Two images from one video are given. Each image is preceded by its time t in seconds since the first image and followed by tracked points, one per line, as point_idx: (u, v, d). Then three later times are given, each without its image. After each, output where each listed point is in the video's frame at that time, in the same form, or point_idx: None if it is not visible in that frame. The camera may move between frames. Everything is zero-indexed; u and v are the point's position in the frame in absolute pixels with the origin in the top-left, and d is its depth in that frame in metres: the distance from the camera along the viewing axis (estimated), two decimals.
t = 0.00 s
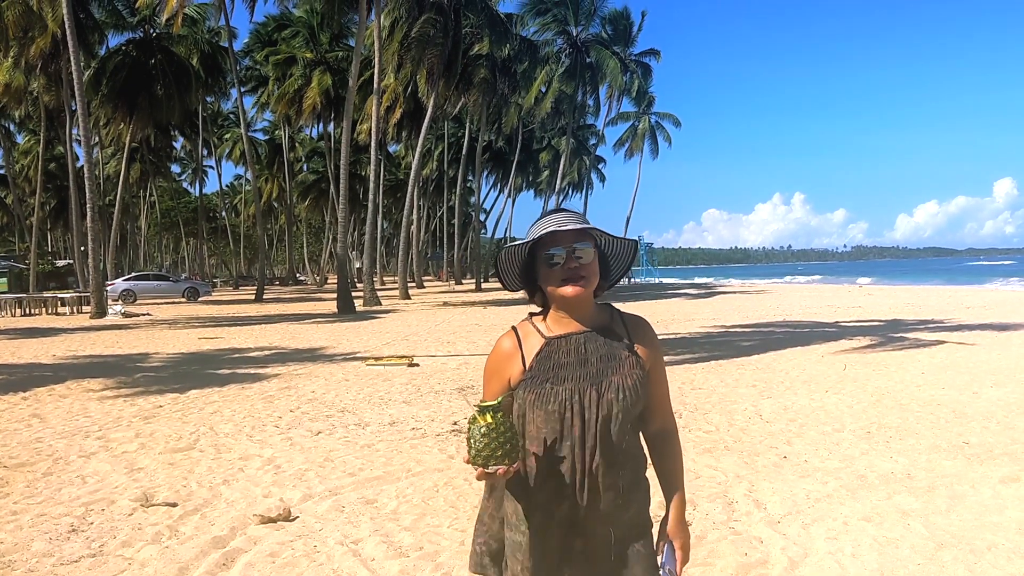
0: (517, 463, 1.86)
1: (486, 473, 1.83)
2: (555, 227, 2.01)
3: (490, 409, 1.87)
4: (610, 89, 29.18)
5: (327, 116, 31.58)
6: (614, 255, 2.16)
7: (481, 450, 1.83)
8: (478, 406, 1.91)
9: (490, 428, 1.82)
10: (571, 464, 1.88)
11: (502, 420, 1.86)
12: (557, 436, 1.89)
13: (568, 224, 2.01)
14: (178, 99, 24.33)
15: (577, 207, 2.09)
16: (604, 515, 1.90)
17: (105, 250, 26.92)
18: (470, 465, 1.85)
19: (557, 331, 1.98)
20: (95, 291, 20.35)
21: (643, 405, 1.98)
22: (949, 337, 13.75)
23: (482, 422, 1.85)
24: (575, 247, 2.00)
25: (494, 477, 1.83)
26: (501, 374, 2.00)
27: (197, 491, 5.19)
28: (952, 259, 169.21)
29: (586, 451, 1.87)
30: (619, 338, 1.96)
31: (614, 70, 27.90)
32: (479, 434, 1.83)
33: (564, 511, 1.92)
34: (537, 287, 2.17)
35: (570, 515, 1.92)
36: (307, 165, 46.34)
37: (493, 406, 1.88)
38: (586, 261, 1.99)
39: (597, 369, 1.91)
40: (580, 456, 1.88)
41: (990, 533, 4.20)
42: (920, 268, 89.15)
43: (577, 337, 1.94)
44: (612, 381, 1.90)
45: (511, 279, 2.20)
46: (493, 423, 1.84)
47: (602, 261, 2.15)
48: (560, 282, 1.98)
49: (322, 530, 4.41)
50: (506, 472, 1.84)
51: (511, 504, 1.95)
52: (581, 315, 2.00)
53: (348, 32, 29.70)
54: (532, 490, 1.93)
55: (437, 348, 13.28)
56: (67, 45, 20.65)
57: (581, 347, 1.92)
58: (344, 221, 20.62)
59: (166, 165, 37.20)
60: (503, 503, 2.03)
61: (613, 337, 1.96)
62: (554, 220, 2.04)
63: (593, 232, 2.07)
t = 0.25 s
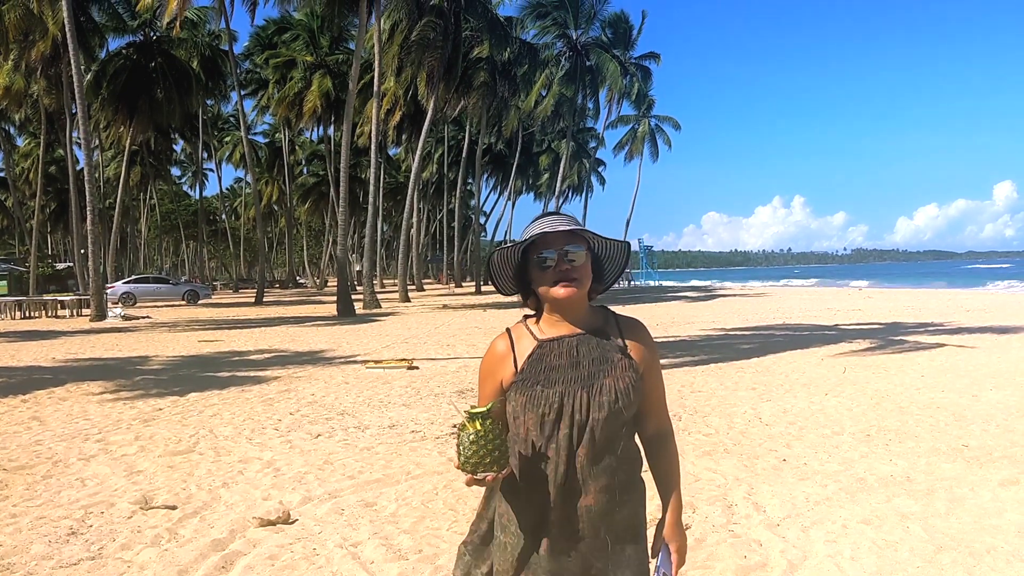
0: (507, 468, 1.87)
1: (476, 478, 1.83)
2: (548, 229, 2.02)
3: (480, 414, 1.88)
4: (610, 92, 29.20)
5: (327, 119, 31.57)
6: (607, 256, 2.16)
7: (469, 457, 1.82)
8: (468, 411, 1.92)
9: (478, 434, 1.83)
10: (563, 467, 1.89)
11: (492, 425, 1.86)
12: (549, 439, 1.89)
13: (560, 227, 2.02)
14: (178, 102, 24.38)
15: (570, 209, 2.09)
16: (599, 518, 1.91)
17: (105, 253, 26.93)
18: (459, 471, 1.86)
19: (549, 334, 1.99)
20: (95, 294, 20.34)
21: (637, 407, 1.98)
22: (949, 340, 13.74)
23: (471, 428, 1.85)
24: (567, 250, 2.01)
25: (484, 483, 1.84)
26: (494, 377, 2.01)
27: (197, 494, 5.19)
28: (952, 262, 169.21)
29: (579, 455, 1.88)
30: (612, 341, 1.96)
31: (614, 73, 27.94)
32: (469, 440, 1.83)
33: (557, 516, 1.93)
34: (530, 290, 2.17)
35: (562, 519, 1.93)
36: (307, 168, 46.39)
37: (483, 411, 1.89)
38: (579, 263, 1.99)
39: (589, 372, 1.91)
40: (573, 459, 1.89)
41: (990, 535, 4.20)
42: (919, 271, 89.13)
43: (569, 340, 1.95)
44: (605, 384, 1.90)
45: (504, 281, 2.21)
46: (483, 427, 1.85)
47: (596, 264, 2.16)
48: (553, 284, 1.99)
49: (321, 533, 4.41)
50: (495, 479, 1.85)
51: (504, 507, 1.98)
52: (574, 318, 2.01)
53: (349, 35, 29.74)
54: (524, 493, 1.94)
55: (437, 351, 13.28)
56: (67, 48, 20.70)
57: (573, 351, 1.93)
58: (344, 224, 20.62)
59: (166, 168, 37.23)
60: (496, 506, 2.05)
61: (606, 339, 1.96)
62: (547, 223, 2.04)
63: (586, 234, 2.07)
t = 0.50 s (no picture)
0: (499, 468, 1.92)
1: (469, 476, 1.89)
2: (546, 232, 2.03)
3: (474, 414, 1.92)
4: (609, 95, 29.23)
5: (327, 123, 31.57)
6: (607, 258, 2.16)
7: (463, 455, 1.88)
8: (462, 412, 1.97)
9: (471, 434, 1.88)
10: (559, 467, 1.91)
11: (485, 426, 1.91)
12: (546, 440, 1.91)
13: (558, 230, 2.02)
14: (178, 106, 24.40)
15: (568, 212, 2.10)
16: (596, 518, 1.92)
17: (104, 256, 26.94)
18: (452, 469, 1.92)
19: (548, 336, 1.99)
20: (94, 297, 20.34)
21: (636, 409, 1.99)
22: (949, 343, 13.74)
23: (464, 428, 1.90)
24: (565, 252, 2.01)
25: (476, 482, 1.89)
26: (492, 378, 2.01)
27: (196, 497, 5.19)
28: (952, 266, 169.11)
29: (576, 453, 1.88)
30: (610, 341, 1.96)
31: (614, 77, 27.96)
32: (461, 439, 1.89)
33: (554, 514, 1.95)
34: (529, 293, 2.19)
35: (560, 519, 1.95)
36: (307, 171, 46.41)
37: (476, 411, 1.94)
38: (578, 266, 2.00)
39: (586, 373, 1.92)
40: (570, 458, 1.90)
41: (989, 539, 4.21)
42: (919, 275, 89.17)
43: (568, 342, 1.95)
44: (603, 386, 1.91)
45: (504, 283, 2.22)
46: (475, 427, 1.90)
47: (595, 265, 2.16)
48: (550, 286, 2.00)
49: (321, 536, 4.41)
50: (487, 479, 1.90)
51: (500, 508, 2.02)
52: (573, 319, 2.02)
53: (348, 39, 29.77)
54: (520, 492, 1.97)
55: (437, 354, 13.29)
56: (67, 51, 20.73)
57: (571, 352, 1.93)
58: (344, 227, 20.62)
59: (166, 171, 37.24)
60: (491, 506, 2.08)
61: (604, 341, 1.97)
62: (545, 225, 2.06)
63: (586, 237, 2.08)
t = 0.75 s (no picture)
0: (509, 468, 1.87)
1: (479, 477, 1.83)
2: (548, 235, 2.03)
3: (482, 415, 1.88)
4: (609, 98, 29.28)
5: (327, 126, 31.62)
6: (607, 261, 2.16)
7: (472, 456, 1.82)
8: (470, 412, 1.92)
9: (481, 434, 1.83)
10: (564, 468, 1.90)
11: (495, 426, 1.86)
12: (549, 441, 1.90)
13: (559, 233, 2.03)
14: (178, 109, 24.44)
15: (569, 215, 2.11)
16: (599, 518, 1.93)
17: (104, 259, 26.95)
18: (462, 470, 1.85)
19: (549, 337, 2.00)
20: (94, 300, 20.34)
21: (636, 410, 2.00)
22: (948, 346, 13.75)
23: (473, 427, 1.85)
24: (566, 255, 2.02)
25: (485, 483, 1.84)
26: (494, 379, 2.02)
27: (195, 500, 5.19)
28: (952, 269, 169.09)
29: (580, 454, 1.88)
30: (611, 343, 1.97)
31: (614, 80, 28.00)
32: (471, 439, 1.83)
33: (558, 515, 1.94)
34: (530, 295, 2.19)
35: (565, 520, 1.93)
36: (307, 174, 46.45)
37: (485, 410, 1.89)
38: (580, 268, 2.01)
39: (589, 374, 1.92)
40: (575, 458, 1.89)
41: (989, 542, 4.20)
42: (918, 278, 89.21)
43: (570, 342, 1.96)
44: (606, 386, 1.91)
45: (505, 286, 2.22)
46: (485, 427, 1.84)
47: (595, 267, 2.16)
48: (552, 287, 2.01)
49: (320, 539, 4.41)
50: (497, 479, 1.84)
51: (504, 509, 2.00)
52: (573, 321, 2.02)
53: (348, 42, 29.81)
54: (527, 492, 1.94)
55: (437, 358, 13.29)
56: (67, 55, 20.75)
57: (573, 353, 1.94)
58: (344, 230, 20.63)
59: (166, 174, 37.27)
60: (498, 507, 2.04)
61: (606, 342, 1.97)
62: (546, 228, 2.06)
63: (586, 240, 2.08)
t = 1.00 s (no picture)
0: (514, 470, 1.87)
1: (485, 480, 1.83)
2: (548, 237, 2.04)
3: (488, 417, 1.89)
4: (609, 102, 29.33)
5: (327, 130, 31.64)
6: (607, 264, 2.17)
7: (480, 458, 1.82)
8: (475, 415, 1.92)
9: (488, 436, 1.83)
10: (568, 470, 1.90)
11: (500, 428, 1.86)
12: (552, 444, 1.90)
13: (558, 235, 2.04)
14: (178, 112, 24.47)
15: (569, 219, 2.11)
16: (602, 520, 1.93)
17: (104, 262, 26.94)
18: (468, 472, 1.86)
19: (551, 340, 2.00)
20: (94, 304, 20.32)
21: (639, 411, 2.00)
22: (948, 350, 13.76)
23: (479, 430, 1.86)
24: (565, 257, 2.03)
25: (493, 486, 1.84)
26: (495, 381, 2.03)
27: (194, 504, 5.19)
28: (952, 272, 169.15)
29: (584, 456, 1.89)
30: (612, 346, 1.98)
31: (614, 84, 28.07)
32: (477, 442, 1.83)
33: (562, 518, 1.94)
34: (531, 299, 2.20)
35: (568, 523, 1.94)
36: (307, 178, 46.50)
37: (490, 413, 1.89)
38: (581, 270, 2.01)
39: (591, 377, 1.92)
40: (578, 461, 1.90)
41: (987, 546, 4.21)
42: (915, 283, 89.31)
43: (572, 346, 1.96)
44: (607, 390, 1.91)
45: (506, 290, 2.22)
46: (492, 430, 1.85)
47: (596, 271, 2.17)
48: (552, 290, 2.01)
49: (318, 543, 4.41)
50: (504, 480, 1.84)
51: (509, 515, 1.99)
52: (575, 324, 2.03)
53: (349, 46, 29.88)
54: (531, 494, 1.94)
55: (436, 361, 13.30)
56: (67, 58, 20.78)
57: (575, 355, 1.94)
58: (344, 233, 20.64)
59: (166, 178, 37.30)
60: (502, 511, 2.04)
61: (607, 345, 1.98)
62: (545, 231, 2.07)
63: (587, 241, 2.09)
